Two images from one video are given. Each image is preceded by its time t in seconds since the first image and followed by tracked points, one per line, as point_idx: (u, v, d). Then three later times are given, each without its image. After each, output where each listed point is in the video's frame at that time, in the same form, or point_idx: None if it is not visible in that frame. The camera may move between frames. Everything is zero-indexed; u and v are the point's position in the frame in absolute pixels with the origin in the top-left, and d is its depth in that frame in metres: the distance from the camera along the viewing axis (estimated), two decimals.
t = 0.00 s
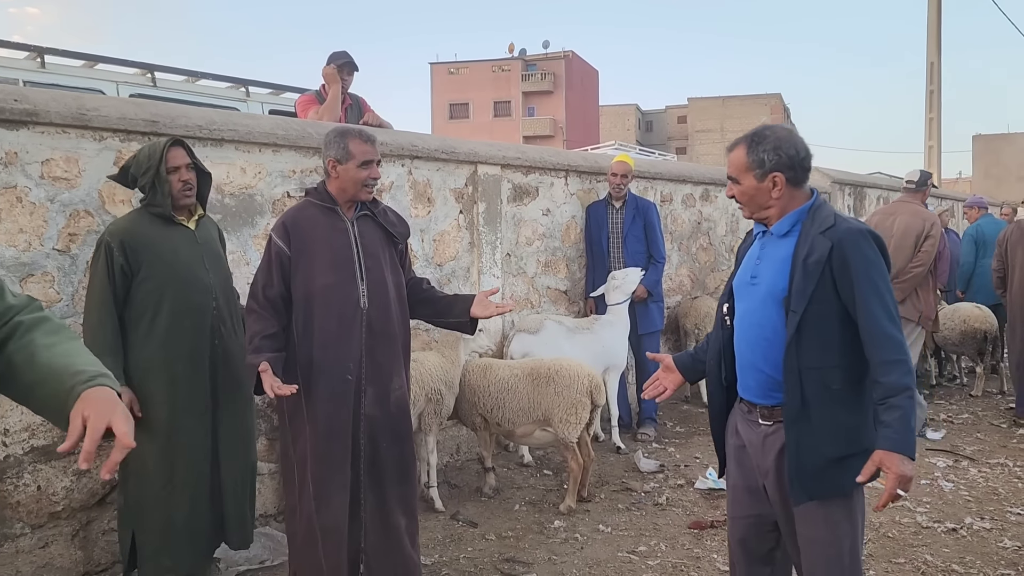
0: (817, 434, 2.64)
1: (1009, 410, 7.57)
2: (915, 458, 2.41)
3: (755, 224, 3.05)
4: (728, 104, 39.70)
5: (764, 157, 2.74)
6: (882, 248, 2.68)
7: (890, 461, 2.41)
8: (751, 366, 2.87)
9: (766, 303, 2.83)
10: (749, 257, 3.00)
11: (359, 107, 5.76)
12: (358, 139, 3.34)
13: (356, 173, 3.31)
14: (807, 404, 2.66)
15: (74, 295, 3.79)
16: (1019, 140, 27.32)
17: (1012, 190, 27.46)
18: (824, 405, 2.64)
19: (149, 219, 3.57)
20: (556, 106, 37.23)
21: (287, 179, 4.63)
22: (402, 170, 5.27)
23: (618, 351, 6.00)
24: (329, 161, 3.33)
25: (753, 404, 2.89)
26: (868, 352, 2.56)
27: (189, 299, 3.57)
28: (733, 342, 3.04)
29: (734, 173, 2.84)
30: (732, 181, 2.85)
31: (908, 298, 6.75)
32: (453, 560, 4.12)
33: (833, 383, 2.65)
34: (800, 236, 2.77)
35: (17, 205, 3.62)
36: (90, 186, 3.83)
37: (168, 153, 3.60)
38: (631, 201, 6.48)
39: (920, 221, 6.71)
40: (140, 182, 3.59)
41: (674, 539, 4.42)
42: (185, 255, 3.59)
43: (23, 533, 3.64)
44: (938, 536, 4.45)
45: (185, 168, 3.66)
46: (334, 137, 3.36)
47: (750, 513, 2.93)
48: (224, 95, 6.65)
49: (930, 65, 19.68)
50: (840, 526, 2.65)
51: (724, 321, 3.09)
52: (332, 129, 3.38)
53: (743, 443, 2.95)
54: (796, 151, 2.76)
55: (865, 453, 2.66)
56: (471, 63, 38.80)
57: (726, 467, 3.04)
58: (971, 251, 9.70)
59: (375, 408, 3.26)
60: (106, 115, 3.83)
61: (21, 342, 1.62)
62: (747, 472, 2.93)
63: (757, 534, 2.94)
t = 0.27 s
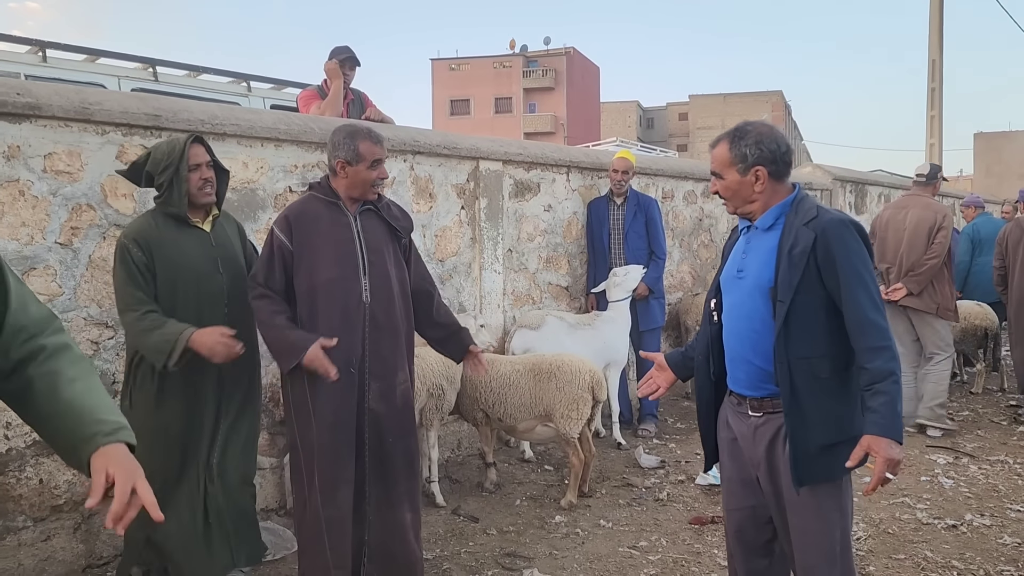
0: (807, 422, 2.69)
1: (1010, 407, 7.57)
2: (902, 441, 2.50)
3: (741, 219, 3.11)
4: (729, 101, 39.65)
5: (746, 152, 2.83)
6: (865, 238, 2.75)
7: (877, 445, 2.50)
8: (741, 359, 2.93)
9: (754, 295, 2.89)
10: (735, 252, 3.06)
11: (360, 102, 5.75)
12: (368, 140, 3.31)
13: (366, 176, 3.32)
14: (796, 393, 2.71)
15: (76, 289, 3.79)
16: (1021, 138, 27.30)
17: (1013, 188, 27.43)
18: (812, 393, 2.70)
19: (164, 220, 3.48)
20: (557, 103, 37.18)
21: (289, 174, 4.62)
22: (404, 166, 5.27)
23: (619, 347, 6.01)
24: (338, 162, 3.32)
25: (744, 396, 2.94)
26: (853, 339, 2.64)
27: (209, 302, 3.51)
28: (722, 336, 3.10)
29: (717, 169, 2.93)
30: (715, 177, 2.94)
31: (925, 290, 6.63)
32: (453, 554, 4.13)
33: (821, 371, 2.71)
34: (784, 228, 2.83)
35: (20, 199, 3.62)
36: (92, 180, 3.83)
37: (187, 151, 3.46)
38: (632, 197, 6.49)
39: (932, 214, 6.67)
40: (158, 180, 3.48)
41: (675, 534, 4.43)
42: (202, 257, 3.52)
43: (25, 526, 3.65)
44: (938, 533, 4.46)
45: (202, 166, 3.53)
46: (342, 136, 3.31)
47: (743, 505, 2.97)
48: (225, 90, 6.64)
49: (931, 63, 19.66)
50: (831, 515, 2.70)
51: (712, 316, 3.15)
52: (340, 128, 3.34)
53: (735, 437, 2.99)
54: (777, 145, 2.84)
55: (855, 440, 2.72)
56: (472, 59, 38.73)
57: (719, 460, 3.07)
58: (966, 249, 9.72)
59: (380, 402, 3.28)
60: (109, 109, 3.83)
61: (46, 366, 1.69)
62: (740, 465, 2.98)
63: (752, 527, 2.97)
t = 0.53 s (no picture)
0: (806, 417, 2.70)
1: (1014, 406, 7.57)
2: (900, 433, 2.53)
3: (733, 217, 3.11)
4: (732, 100, 39.63)
5: (741, 149, 2.84)
6: (857, 234, 2.78)
7: (875, 437, 2.53)
8: (739, 356, 2.93)
9: (750, 292, 2.89)
10: (729, 250, 3.06)
11: (364, 100, 5.76)
12: (379, 137, 3.30)
13: (377, 172, 3.30)
14: (795, 388, 2.71)
15: (82, 286, 3.80)
16: None
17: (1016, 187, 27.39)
18: (810, 388, 2.71)
19: (220, 220, 3.00)
20: (559, 101, 37.17)
21: (293, 172, 4.63)
22: (408, 164, 5.28)
23: (622, 345, 6.02)
24: (350, 157, 3.31)
25: (742, 393, 2.94)
26: (849, 334, 2.66)
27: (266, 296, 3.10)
28: (718, 334, 3.09)
29: (711, 166, 2.92)
30: (709, 173, 2.93)
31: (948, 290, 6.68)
32: (458, 552, 4.14)
33: (819, 365, 2.72)
34: (779, 226, 2.84)
35: (26, 196, 3.62)
36: (98, 178, 3.84)
37: (245, 150, 2.99)
38: (636, 196, 6.50)
39: (955, 214, 6.77)
40: (213, 179, 2.99)
41: (679, 532, 4.43)
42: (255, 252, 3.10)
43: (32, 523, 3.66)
44: (942, 531, 4.46)
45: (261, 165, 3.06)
46: (354, 133, 3.31)
47: (743, 501, 2.98)
48: (229, 89, 6.65)
49: (935, 61, 19.64)
50: (831, 509, 2.71)
51: (708, 315, 3.15)
52: (351, 124, 3.33)
53: (734, 433, 3.00)
54: (770, 143, 2.85)
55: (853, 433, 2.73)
56: (474, 58, 38.73)
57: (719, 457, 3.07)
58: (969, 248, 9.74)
59: (385, 402, 3.28)
60: (115, 107, 3.84)
61: (33, 408, 2.01)
62: (740, 461, 2.98)
63: (753, 522, 2.98)
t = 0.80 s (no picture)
0: (807, 416, 2.70)
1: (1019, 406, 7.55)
2: (900, 430, 2.54)
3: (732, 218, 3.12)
4: (734, 99, 39.61)
5: (742, 149, 2.84)
6: (857, 233, 2.78)
7: (877, 435, 2.54)
8: (738, 356, 2.93)
9: (751, 292, 2.89)
10: (729, 250, 3.07)
11: (369, 100, 5.77)
12: (407, 139, 3.28)
13: (404, 175, 3.30)
14: (796, 387, 2.71)
15: (88, 286, 3.81)
16: None
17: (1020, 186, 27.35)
18: (811, 387, 2.71)
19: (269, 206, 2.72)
20: (562, 101, 37.17)
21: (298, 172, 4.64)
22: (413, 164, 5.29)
23: (626, 345, 6.02)
24: (376, 158, 3.30)
25: (741, 392, 2.94)
26: (849, 333, 2.66)
27: (325, 289, 2.94)
28: (717, 334, 3.10)
29: (710, 166, 2.93)
30: (709, 173, 2.93)
31: (976, 299, 6.66)
32: (462, 551, 4.14)
33: (819, 364, 2.72)
34: (779, 226, 2.84)
35: (33, 196, 3.64)
36: (104, 178, 3.85)
37: (292, 138, 2.74)
38: (639, 196, 6.50)
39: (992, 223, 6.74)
40: (257, 166, 2.73)
41: (683, 532, 4.43)
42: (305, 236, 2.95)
43: (38, 523, 3.65)
44: (947, 531, 4.46)
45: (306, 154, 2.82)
46: (382, 133, 3.30)
47: (745, 501, 2.98)
48: (233, 89, 6.66)
49: (938, 61, 19.64)
50: (832, 508, 2.72)
51: (707, 316, 3.15)
52: (380, 125, 3.31)
53: (734, 432, 2.99)
54: (770, 144, 2.86)
55: (852, 431, 2.74)
56: (477, 58, 38.74)
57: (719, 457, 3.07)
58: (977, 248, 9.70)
59: (408, 403, 3.17)
60: (121, 107, 3.85)
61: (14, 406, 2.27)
62: (740, 461, 2.98)
63: (754, 521, 2.98)
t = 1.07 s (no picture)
0: (809, 416, 2.69)
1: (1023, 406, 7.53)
2: (902, 430, 2.53)
3: (733, 219, 3.11)
4: (736, 100, 39.59)
5: (744, 150, 2.84)
6: (858, 234, 2.78)
7: (879, 435, 2.53)
8: (740, 357, 2.93)
9: (752, 293, 2.89)
10: (730, 252, 3.06)
11: (372, 102, 5.78)
12: (431, 139, 3.29)
13: (428, 175, 3.31)
14: (798, 388, 2.71)
15: (92, 288, 3.82)
16: None
17: None
18: (813, 388, 2.71)
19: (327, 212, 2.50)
20: (564, 102, 37.18)
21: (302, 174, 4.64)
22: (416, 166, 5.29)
23: (629, 346, 6.01)
24: (400, 159, 3.31)
25: (742, 393, 2.94)
26: (851, 333, 2.66)
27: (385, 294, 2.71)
28: (718, 335, 3.10)
29: (711, 167, 2.92)
30: (710, 174, 2.93)
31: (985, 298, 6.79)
32: (466, 553, 4.14)
33: (821, 365, 2.72)
34: (781, 228, 2.84)
35: (37, 199, 3.65)
36: (108, 181, 3.86)
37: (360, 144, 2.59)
38: (642, 197, 6.50)
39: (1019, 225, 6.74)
40: (323, 169, 2.54)
41: (687, 534, 4.43)
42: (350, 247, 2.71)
43: (42, 525, 3.66)
44: (952, 532, 4.45)
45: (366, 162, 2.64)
46: (406, 133, 3.31)
47: (747, 502, 2.97)
48: (236, 91, 6.67)
49: (941, 61, 19.62)
50: (834, 508, 2.71)
51: (707, 317, 3.16)
52: (405, 125, 3.32)
53: (735, 433, 2.99)
54: (772, 146, 2.86)
55: (852, 431, 2.74)
56: (479, 59, 38.77)
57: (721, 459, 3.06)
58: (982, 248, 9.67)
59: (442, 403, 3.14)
60: (125, 110, 3.85)
61: (53, 403, 2.05)
62: (743, 462, 2.97)
63: (757, 521, 2.97)
